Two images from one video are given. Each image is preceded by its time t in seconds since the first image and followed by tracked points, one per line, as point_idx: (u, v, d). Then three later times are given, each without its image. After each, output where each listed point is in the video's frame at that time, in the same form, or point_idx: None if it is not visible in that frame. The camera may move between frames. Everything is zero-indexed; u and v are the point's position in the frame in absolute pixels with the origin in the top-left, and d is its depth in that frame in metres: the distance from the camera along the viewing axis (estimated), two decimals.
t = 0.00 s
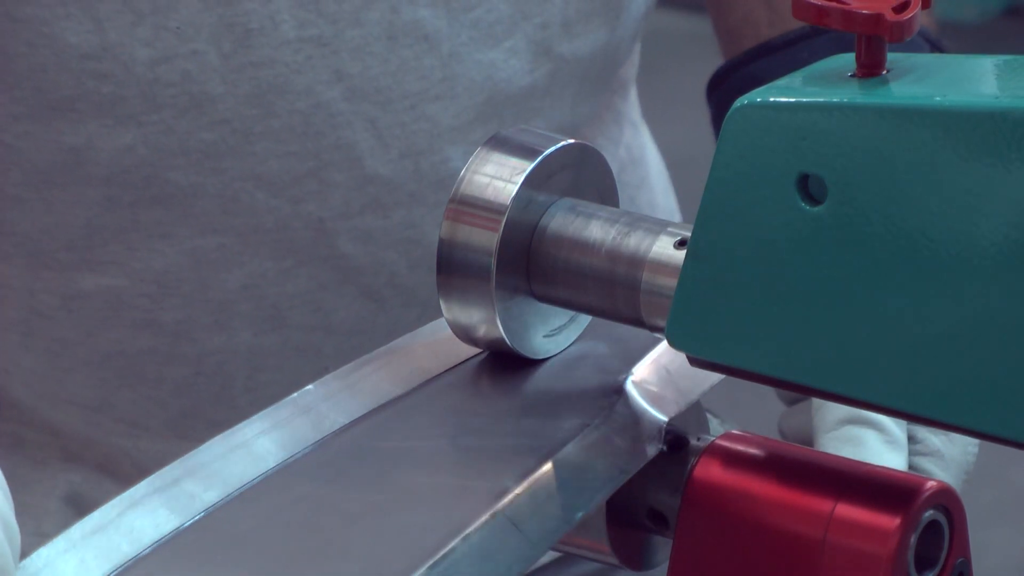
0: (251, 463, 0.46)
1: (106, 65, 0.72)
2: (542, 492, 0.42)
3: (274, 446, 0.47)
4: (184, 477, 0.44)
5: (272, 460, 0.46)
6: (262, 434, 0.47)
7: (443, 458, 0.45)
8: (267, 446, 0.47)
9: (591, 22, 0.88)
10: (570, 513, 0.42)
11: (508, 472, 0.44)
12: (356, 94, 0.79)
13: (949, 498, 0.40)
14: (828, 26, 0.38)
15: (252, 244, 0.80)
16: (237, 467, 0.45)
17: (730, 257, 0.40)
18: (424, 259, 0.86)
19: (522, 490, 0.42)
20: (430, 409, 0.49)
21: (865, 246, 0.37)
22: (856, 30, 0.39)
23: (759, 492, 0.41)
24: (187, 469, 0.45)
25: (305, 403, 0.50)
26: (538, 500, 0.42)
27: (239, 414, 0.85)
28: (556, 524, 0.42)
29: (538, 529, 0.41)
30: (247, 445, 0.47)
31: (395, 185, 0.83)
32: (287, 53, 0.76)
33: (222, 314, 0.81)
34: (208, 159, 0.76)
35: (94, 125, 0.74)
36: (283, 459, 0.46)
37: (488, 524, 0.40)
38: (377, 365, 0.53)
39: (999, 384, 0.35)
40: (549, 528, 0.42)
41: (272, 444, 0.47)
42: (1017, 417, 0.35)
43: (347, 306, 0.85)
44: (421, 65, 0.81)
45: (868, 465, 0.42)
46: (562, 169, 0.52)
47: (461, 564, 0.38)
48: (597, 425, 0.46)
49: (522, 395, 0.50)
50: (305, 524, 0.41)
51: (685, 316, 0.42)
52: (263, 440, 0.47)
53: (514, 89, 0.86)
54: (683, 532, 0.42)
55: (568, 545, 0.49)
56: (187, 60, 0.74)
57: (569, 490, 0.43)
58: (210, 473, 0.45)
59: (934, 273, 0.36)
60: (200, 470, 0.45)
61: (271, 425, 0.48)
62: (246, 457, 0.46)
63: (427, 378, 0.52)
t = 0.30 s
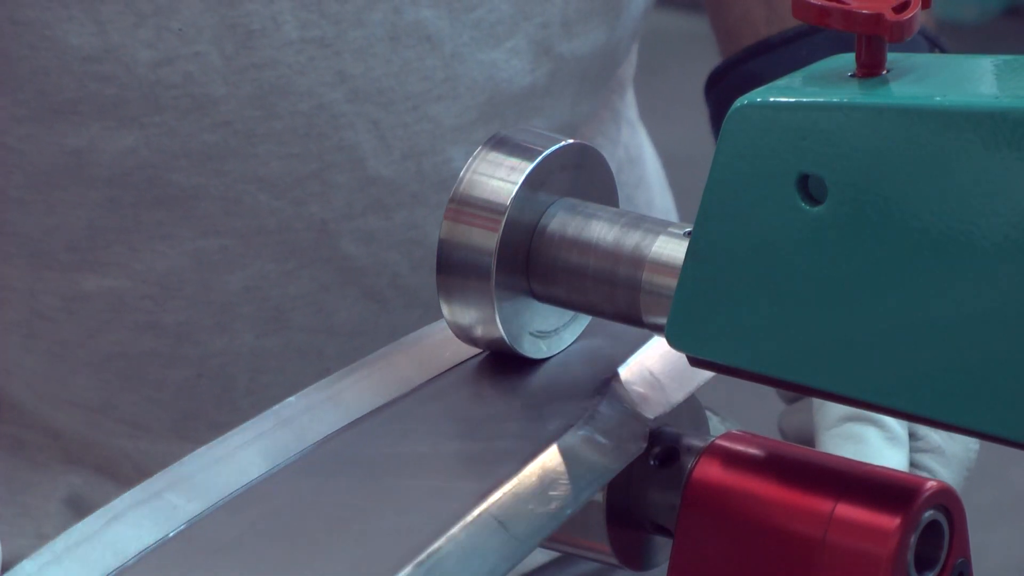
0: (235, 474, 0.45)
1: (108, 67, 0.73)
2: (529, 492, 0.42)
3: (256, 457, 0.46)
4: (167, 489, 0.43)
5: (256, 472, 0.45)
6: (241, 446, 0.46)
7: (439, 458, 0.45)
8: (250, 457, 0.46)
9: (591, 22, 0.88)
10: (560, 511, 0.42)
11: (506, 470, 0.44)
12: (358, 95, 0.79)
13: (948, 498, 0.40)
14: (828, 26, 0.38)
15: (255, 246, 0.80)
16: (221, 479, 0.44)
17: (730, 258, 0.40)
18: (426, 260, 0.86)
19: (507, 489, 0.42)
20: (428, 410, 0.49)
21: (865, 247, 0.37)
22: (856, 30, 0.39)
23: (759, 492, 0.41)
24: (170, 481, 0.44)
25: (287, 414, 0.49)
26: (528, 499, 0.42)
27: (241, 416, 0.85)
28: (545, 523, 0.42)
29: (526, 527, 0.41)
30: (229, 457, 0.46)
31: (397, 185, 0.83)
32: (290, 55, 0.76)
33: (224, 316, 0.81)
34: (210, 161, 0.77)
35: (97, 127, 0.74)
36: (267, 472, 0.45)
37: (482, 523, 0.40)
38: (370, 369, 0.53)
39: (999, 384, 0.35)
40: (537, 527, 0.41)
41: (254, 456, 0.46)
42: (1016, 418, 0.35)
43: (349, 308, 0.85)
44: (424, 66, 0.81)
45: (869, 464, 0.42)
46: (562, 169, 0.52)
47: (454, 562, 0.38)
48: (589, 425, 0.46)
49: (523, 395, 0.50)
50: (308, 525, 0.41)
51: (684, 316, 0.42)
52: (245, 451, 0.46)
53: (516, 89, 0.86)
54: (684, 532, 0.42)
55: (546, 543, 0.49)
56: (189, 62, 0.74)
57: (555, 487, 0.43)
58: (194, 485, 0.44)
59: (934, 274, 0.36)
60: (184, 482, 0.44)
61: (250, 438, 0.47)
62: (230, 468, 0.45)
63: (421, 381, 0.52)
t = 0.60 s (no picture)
0: (217, 481, 0.45)
1: (113, 71, 0.73)
2: (512, 491, 0.42)
3: (237, 464, 0.46)
4: (150, 496, 0.44)
5: (238, 479, 0.45)
6: (223, 454, 0.46)
7: (439, 460, 0.45)
8: (231, 464, 0.46)
9: (595, 22, 0.88)
10: (544, 510, 0.42)
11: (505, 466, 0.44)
12: (363, 97, 0.79)
13: (948, 498, 0.40)
14: (828, 26, 0.38)
15: (260, 249, 0.80)
16: (203, 485, 0.45)
17: (731, 258, 0.40)
18: (431, 261, 0.86)
19: (489, 491, 0.42)
20: (427, 412, 0.50)
21: (865, 247, 0.37)
22: (857, 30, 0.39)
23: (760, 492, 0.41)
24: (152, 489, 0.44)
25: (268, 423, 0.49)
26: (511, 497, 0.42)
27: (246, 417, 0.85)
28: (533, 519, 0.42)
29: (513, 524, 0.41)
30: (210, 465, 0.46)
31: (401, 187, 0.83)
32: (294, 57, 0.76)
33: (229, 318, 0.82)
34: (216, 164, 0.77)
35: (102, 130, 0.75)
36: (250, 479, 0.45)
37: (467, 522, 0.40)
38: (366, 373, 0.53)
39: (999, 384, 0.35)
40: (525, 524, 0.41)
41: (236, 463, 0.46)
42: (1016, 418, 0.35)
43: (354, 309, 0.85)
44: (428, 67, 0.81)
45: (869, 464, 0.42)
46: (562, 169, 0.52)
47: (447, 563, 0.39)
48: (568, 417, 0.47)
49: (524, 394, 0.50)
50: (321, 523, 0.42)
51: (684, 317, 0.42)
52: (226, 459, 0.46)
53: (520, 90, 0.86)
54: (684, 532, 0.42)
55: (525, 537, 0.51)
56: (194, 66, 0.74)
57: (539, 488, 0.43)
58: (177, 492, 0.44)
59: (934, 274, 0.36)
60: (167, 489, 0.44)
61: (230, 446, 0.47)
62: (212, 474, 0.45)
63: (415, 385, 0.52)
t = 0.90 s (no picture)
0: (200, 490, 0.44)
1: (117, 75, 0.73)
2: (494, 492, 0.43)
3: (221, 472, 0.46)
4: (132, 504, 0.43)
5: (222, 488, 0.45)
6: (206, 463, 0.46)
7: (440, 460, 0.45)
8: (215, 472, 0.45)
9: (595, 20, 0.89)
10: (531, 510, 0.42)
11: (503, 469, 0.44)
12: (365, 98, 0.80)
13: (949, 498, 0.40)
14: (828, 25, 0.38)
15: (264, 251, 0.80)
16: (186, 493, 0.44)
17: (731, 257, 0.40)
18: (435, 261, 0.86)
19: (471, 493, 0.42)
20: (427, 410, 0.50)
21: (865, 246, 0.37)
22: (856, 30, 0.39)
23: (760, 492, 0.41)
24: (134, 498, 0.44)
25: (252, 432, 0.48)
26: (493, 498, 0.42)
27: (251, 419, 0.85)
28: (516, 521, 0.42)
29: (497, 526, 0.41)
30: (194, 473, 0.45)
31: (404, 188, 0.83)
32: (296, 59, 0.76)
33: (234, 319, 0.82)
34: (219, 167, 0.77)
35: (105, 134, 0.75)
36: (234, 487, 0.45)
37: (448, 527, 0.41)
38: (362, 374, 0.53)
39: (999, 383, 0.35)
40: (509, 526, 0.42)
41: (220, 471, 0.46)
42: (1016, 416, 0.35)
43: (358, 310, 0.85)
44: (429, 68, 0.81)
45: (869, 464, 0.42)
46: (562, 169, 0.52)
47: (429, 564, 0.39)
48: (557, 412, 0.48)
49: (526, 393, 0.50)
50: (326, 525, 0.42)
51: (685, 316, 0.42)
52: (210, 467, 0.46)
53: (522, 90, 0.86)
54: (685, 532, 0.42)
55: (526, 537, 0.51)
56: (197, 69, 0.74)
57: (521, 489, 0.43)
58: (159, 500, 0.43)
59: (934, 273, 0.36)
60: (149, 497, 0.44)
61: (215, 454, 0.47)
62: (196, 483, 0.45)
63: (415, 383, 0.52)
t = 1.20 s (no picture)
0: (178, 501, 0.44)
1: (116, 78, 0.73)
2: (476, 495, 0.42)
3: (199, 483, 0.45)
4: (112, 514, 0.43)
5: (200, 499, 0.44)
6: (184, 473, 0.46)
7: (440, 459, 0.45)
8: (193, 483, 0.45)
9: (593, 17, 0.88)
10: (515, 514, 0.42)
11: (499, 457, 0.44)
12: (364, 99, 0.80)
13: (949, 498, 0.40)
14: (828, 26, 0.38)
15: (263, 252, 0.81)
16: (164, 504, 0.44)
17: (731, 258, 0.40)
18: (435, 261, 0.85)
19: (453, 498, 0.42)
20: (428, 408, 0.50)
21: (865, 246, 0.37)
22: (856, 30, 0.39)
23: (760, 492, 0.41)
24: (112, 508, 0.44)
25: (232, 441, 0.48)
26: (475, 502, 0.42)
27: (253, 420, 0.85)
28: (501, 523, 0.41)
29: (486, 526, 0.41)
30: (172, 483, 0.45)
31: (404, 188, 0.83)
32: (295, 61, 0.77)
33: (234, 320, 0.82)
34: (219, 168, 0.77)
35: (105, 137, 0.75)
36: (212, 498, 0.45)
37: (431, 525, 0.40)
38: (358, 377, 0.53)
39: (1000, 383, 0.35)
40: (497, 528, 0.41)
41: (198, 482, 0.45)
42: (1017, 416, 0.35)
43: (359, 309, 0.85)
44: (428, 68, 0.82)
45: (869, 464, 0.42)
46: (562, 169, 0.52)
47: (410, 569, 0.38)
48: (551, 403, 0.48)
49: (525, 392, 0.50)
50: (324, 526, 0.41)
51: (685, 317, 0.42)
52: (189, 478, 0.46)
53: (521, 89, 0.86)
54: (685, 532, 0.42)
55: (525, 537, 0.51)
56: (196, 71, 0.75)
57: (505, 493, 0.42)
58: (139, 510, 0.44)
59: (935, 273, 0.36)
60: (129, 508, 0.44)
61: (193, 464, 0.47)
62: (174, 494, 0.45)
63: (413, 383, 0.53)
